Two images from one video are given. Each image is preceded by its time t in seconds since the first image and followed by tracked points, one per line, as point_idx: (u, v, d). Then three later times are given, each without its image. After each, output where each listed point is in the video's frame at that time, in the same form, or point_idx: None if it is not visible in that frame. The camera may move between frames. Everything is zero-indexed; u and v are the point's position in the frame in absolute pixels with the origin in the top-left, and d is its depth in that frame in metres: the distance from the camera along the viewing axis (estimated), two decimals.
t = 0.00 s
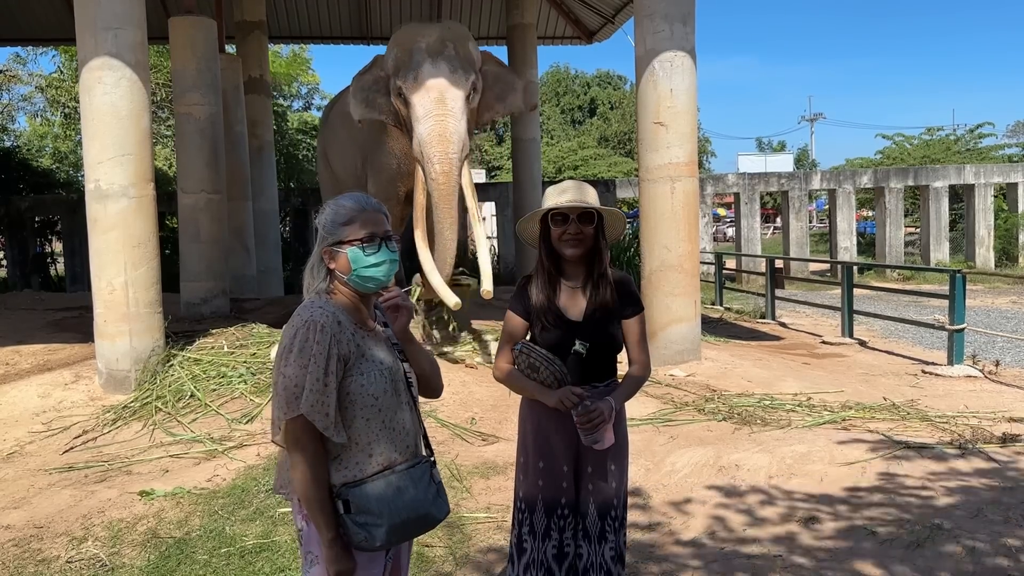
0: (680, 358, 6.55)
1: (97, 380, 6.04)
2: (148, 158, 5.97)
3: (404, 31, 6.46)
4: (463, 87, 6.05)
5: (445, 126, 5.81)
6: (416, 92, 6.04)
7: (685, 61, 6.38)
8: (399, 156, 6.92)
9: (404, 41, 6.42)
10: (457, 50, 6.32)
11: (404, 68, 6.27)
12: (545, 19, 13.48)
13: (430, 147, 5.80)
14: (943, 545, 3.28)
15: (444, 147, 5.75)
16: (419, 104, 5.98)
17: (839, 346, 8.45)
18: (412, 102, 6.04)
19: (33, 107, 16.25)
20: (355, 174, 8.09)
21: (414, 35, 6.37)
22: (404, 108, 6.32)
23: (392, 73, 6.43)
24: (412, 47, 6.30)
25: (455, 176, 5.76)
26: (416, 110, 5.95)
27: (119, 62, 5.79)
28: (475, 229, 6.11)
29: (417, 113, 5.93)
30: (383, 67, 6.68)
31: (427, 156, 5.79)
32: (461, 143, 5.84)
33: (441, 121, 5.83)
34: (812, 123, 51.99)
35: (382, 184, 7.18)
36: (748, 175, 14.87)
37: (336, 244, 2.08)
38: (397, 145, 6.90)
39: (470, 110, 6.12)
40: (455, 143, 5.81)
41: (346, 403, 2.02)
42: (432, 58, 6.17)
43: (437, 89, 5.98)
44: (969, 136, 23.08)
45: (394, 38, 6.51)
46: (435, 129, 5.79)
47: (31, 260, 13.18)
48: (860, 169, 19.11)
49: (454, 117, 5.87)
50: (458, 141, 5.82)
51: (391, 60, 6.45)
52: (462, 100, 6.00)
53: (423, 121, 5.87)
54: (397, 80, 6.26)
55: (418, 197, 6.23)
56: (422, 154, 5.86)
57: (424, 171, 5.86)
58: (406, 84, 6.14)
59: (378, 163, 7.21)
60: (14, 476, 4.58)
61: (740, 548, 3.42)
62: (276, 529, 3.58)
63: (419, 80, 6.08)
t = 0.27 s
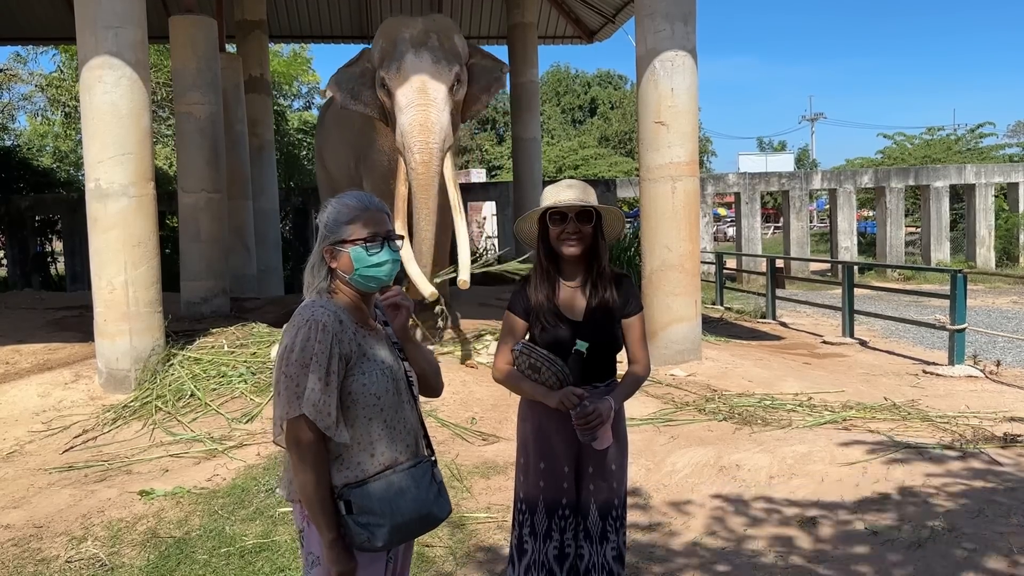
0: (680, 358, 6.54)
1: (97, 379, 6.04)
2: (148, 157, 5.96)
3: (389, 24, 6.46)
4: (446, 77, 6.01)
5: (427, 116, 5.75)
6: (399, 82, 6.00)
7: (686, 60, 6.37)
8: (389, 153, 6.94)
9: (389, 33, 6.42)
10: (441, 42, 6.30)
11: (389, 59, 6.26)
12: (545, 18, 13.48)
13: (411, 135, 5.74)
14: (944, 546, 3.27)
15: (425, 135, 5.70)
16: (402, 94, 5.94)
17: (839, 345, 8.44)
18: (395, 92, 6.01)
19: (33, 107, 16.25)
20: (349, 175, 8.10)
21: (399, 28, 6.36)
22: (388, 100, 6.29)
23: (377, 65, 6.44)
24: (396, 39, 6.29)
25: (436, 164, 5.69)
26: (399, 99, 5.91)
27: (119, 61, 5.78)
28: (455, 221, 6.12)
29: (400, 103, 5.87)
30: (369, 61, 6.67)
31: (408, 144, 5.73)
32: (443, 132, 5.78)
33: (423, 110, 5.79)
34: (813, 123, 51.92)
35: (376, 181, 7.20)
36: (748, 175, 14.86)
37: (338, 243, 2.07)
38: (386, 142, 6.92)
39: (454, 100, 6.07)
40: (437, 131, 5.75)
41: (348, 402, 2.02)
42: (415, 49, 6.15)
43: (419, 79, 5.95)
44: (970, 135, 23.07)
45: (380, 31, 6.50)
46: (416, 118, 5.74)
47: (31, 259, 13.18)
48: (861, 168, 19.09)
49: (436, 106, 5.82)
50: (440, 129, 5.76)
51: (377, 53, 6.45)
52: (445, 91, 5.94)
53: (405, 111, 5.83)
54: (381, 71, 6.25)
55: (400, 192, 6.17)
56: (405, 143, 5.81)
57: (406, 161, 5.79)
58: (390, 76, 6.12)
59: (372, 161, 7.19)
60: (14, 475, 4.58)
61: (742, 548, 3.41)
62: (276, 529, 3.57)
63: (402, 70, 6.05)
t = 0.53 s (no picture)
0: (680, 358, 6.53)
1: (97, 378, 6.03)
2: (148, 156, 5.96)
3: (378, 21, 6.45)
4: (431, 79, 6.00)
5: (410, 117, 5.77)
6: (384, 82, 6.00)
7: (687, 60, 6.36)
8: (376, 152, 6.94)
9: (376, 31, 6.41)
10: (428, 42, 6.30)
11: (375, 58, 6.25)
12: (546, 18, 13.47)
13: (393, 138, 5.74)
14: (945, 547, 3.26)
15: (407, 138, 5.70)
16: (386, 95, 5.93)
17: (840, 345, 8.44)
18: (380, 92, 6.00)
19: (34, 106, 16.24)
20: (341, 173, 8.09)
21: (387, 25, 6.35)
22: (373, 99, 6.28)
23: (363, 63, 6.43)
24: (383, 37, 6.28)
25: (418, 168, 5.69)
26: (383, 100, 5.91)
27: (120, 61, 5.78)
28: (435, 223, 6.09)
29: (384, 105, 5.89)
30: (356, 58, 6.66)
31: (391, 146, 5.73)
32: (427, 135, 5.77)
33: (406, 112, 5.79)
34: (813, 123, 51.91)
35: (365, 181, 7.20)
36: (749, 174, 14.84)
37: (337, 242, 2.06)
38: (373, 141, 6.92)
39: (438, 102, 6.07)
40: (420, 134, 5.75)
41: (349, 401, 2.01)
42: (402, 49, 6.14)
43: (404, 80, 5.94)
44: (971, 135, 23.06)
45: (366, 28, 6.49)
46: (400, 121, 5.74)
47: (31, 258, 13.17)
48: (862, 168, 19.08)
49: (419, 109, 5.82)
50: (423, 132, 5.76)
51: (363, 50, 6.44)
52: (430, 93, 5.96)
53: (389, 112, 5.83)
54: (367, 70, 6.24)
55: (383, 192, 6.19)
56: (387, 145, 5.81)
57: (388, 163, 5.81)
58: (375, 75, 6.11)
59: (363, 161, 7.19)
60: (14, 475, 4.57)
61: (742, 548, 3.40)
62: (276, 528, 3.57)
63: (387, 71, 6.04)
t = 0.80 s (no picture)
0: (681, 358, 6.52)
1: (97, 377, 6.02)
2: (148, 155, 5.95)
3: (369, 27, 6.45)
4: (421, 90, 6.00)
5: (397, 130, 5.75)
6: (373, 92, 5.98)
7: (688, 59, 6.35)
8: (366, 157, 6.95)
9: (367, 37, 6.42)
10: (419, 52, 6.33)
11: (365, 66, 6.25)
12: (546, 17, 13.45)
13: (381, 150, 5.73)
14: (946, 548, 3.25)
15: (395, 151, 5.69)
16: (375, 105, 5.92)
17: (841, 346, 8.43)
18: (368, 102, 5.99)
19: (34, 105, 16.25)
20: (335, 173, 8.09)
21: (378, 32, 6.36)
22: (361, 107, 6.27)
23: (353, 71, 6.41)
24: (374, 44, 6.29)
25: (405, 182, 5.68)
26: (371, 111, 5.89)
27: (120, 59, 5.77)
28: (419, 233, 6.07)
29: (372, 114, 5.88)
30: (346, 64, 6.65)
31: (379, 159, 5.72)
32: (415, 148, 5.76)
33: (395, 124, 5.77)
34: (814, 123, 51.89)
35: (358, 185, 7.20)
36: (749, 174, 14.83)
37: (335, 241, 2.05)
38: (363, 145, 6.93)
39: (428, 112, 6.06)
40: (408, 146, 5.74)
41: (348, 400, 2.00)
42: (393, 59, 6.16)
43: (393, 91, 5.92)
44: (972, 136, 23.05)
45: (357, 34, 6.49)
46: (387, 133, 5.72)
47: (31, 257, 13.17)
48: (862, 168, 19.07)
49: (408, 121, 5.80)
50: (411, 145, 5.75)
51: (353, 57, 6.43)
52: (419, 104, 5.94)
53: (377, 123, 5.82)
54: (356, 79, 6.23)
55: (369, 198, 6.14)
56: (375, 156, 5.80)
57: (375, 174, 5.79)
58: (365, 84, 6.10)
59: (355, 160, 7.17)
60: (13, 474, 4.57)
61: (743, 549, 3.39)
62: (275, 528, 3.56)
63: (378, 80, 6.03)
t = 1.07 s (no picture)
0: (681, 358, 6.52)
1: (97, 377, 6.02)
2: (148, 154, 5.94)
3: (368, 28, 6.45)
4: (421, 93, 6.01)
5: (396, 132, 5.76)
6: (373, 93, 5.98)
7: (688, 59, 6.35)
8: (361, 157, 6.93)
9: (365, 38, 6.41)
10: (420, 55, 6.33)
11: (364, 67, 6.24)
12: (547, 17, 13.44)
13: (380, 152, 5.73)
14: (947, 548, 3.24)
15: (394, 153, 5.69)
16: (374, 106, 5.92)
17: (841, 346, 8.43)
18: (367, 103, 5.98)
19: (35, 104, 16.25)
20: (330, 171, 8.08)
21: (378, 34, 6.35)
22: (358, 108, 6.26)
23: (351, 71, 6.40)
24: (374, 45, 6.28)
25: (404, 184, 5.68)
26: (371, 112, 5.89)
27: (120, 58, 5.76)
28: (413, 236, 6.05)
29: (370, 115, 5.87)
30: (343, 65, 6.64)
31: (377, 161, 5.72)
32: (413, 150, 5.77)
33: (394, 127, 5.78)
34: (814, 123, 51.89)
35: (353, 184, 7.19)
36: (749, 175, 14.82)
37: (332, 239, 2.04)
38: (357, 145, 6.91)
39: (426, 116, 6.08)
40: (407, 149, 5.75)
41: (346, 399, 2.00)
42: (393, 61, 6.16)
43: (393, 93, 5.92)
44: (972, 136, 23.04)
45: (356, 35, 6.48)
46: (387, 135, 5.73)
47: (32, 257, 13.17)
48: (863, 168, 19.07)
49: (407, 125, 5.81)
50: (409, 148, 5.76)
51: (351, 57, 6.42)
52: (418, 107, 5.96)
53: (376, 125, 5.81)
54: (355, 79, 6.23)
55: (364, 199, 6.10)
56: (373, 158, 5.79)
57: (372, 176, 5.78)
58: (364, 84, 6.09)
59: (350, 160, 7.16)
60: (12, 473, 4.56)
61: (743, 549, 3.38)
62: (275, 528, 3.55)
63: (377, 81, 6.03)
